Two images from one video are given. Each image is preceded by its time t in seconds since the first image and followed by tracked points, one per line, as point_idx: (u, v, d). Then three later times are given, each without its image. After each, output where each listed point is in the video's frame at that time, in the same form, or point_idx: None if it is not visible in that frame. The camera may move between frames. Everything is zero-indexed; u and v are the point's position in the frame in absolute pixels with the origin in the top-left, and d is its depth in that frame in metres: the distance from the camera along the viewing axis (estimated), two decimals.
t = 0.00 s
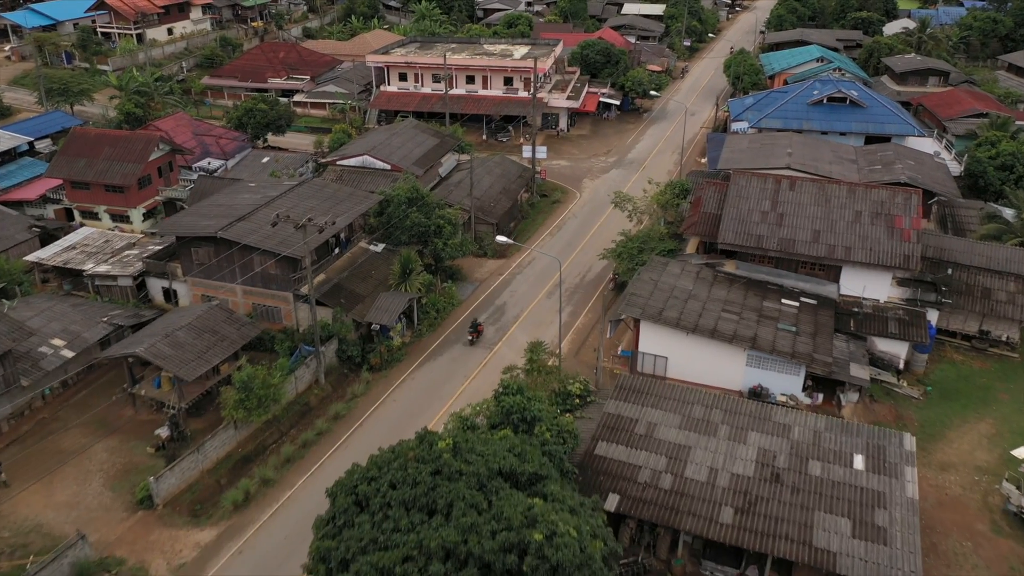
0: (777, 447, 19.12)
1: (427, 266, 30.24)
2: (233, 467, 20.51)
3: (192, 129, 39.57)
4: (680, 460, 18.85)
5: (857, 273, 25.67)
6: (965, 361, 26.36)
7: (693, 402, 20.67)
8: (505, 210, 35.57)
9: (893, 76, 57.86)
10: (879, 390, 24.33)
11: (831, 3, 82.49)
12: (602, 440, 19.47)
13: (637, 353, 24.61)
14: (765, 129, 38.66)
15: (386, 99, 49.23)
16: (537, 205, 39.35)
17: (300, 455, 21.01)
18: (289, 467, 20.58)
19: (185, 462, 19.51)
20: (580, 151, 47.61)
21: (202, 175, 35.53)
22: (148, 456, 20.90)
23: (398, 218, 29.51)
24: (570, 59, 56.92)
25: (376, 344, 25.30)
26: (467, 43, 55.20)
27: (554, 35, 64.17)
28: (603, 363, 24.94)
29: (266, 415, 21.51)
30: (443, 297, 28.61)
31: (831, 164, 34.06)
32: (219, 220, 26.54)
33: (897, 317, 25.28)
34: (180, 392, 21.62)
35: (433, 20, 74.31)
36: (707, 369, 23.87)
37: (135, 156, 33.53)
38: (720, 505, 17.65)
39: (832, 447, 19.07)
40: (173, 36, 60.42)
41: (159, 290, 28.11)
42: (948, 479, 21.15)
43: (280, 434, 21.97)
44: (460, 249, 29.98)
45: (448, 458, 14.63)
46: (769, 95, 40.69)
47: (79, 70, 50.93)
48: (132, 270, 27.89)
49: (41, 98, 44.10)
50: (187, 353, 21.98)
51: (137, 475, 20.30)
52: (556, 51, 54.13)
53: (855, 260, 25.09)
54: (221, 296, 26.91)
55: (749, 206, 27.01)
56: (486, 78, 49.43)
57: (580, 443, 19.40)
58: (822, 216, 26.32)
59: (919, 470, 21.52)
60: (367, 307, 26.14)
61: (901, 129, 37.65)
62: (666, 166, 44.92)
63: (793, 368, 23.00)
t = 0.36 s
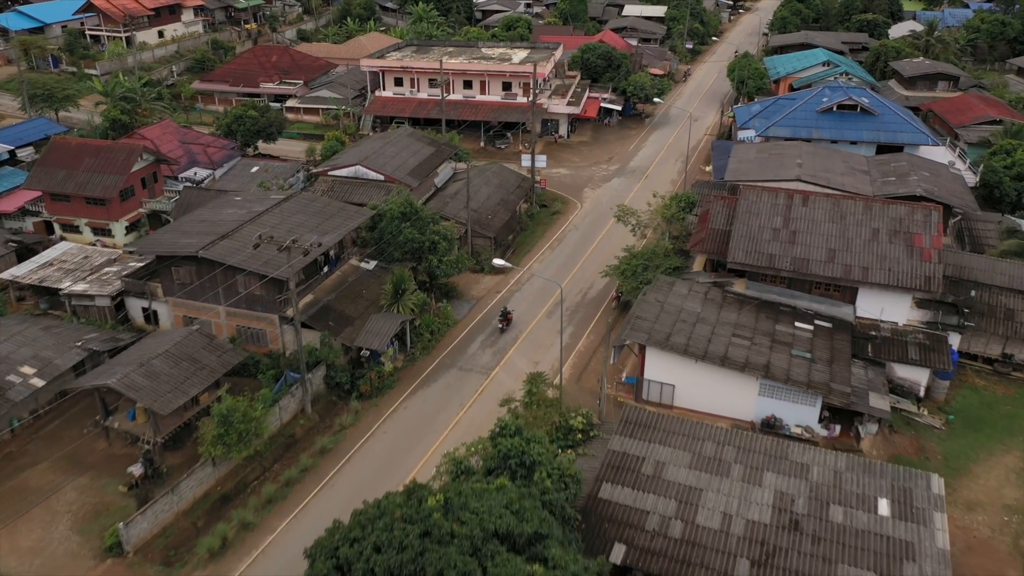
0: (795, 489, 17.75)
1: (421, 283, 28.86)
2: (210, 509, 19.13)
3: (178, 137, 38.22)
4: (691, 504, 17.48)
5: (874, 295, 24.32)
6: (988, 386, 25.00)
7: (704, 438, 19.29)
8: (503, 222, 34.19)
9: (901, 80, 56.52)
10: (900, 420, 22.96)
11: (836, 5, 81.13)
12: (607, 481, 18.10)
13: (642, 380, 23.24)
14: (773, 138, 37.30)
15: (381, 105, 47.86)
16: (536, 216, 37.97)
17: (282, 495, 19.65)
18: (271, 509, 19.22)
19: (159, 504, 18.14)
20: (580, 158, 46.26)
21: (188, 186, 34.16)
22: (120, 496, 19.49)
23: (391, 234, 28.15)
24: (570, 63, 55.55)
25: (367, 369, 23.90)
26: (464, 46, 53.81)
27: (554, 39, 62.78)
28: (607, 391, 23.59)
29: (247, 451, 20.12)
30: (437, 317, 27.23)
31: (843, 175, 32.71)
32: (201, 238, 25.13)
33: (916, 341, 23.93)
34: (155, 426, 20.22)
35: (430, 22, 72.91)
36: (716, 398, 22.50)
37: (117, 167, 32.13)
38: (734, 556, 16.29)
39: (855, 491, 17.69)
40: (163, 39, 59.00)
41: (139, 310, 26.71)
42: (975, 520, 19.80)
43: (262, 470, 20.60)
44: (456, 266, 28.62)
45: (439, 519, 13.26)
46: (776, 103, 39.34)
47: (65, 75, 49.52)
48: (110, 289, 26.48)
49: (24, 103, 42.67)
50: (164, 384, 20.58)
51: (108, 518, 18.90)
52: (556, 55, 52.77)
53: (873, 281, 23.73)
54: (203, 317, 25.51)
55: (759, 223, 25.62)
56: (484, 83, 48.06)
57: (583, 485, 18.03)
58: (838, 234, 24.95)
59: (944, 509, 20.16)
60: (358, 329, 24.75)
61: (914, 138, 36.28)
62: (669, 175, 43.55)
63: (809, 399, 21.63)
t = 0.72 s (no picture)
0: (817, 545, 16.18)
1: (411, 306, 27.31)
2: (178, 564, 17.55)
3: (159, 148, 36.73)
4: (703, 562, 15.90)
5: (893, 321, 22.83)
6: (1013, 417, 23.51)
7: (715, 486, 17.72)
8: (498, 237, 32.65)
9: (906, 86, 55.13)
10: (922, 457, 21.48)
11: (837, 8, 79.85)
12: (610, 536, 16.51)
13: (646, 415, 21.71)
14: (780, 148, 35.84)
15: (372, 112, 46.34)
16: (532, 230, 36.43)
17: (258, 547, 18.09)
18: (244, 563, 17.65)
19: (121, 562, 16.55)
20: (578, 167, 44.72)
21: (168, 200, 32.59)
22: (81, 549, 17.90)
23: (379, 254, 26.59)
24: (568, 68, 54.06)
25: (351, 403, 22.34)
26: (459, 51, 52.26)
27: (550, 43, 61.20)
28: (609, 426, 22.06)
29: (220, 498, 18.54)
30: (428, 342, 25.69)
31: (854, 189, 31.22)
32: (176, 261, 23.57)
33: (938, 371, 22.44)
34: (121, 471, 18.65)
35: (424, 25, 71.38)
36: (727, 435, 20.98)
37: (91, 182, 30.56)
38: None
39: (881, 546, 16.15)
40: (149, 43, 57.38)
41: (111, 337, 25.09)
42: (1008, 572, 18.29)
43: (237, 518, 19.02)
44: (448, 287, 27.07)
45: None
46: (782, 110, 37.88)
47: (45, 81, 47.89)
48: (80, 314, 24.87)
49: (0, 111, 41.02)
50: (130, 425, 19.00)
51: (66, 574, 17.32)
52: (553, 59, 51.26)
53: (893, 307, 22.25)
54: (179, 345, 23.93)
55: (770, 243, 24.12)
56: (479, 89, 46.52)
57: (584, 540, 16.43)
58: (854, 256, 23.48)
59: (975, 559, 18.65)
60: (342, 358, 23.19)
61: (927, 148, 34.81)
62: (670, 185, 42.03)
63: (827, 437, 20.14)
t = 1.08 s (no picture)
0: None
1: (399, 334, 25.58)
2: None
3: (135, 162, 35.10)
4: None
5: (917, 355, 21.18)
6: None
7: (729, 549, 15.98)
8: (492, 256, 30.96)
9: (911, 92, 53.58)
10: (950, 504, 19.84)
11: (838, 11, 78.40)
12: None
13: (652, 460, 20.04)
14: (787, 160, 34.18)
15: (361, 120, 44.62)
16: (527, 246, 34.73)
17: None
18: None
19: None
20: (576, 178, 43.03)
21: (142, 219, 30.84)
22: None
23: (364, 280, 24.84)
24: (564, 73, 52.38)
25: (332, 446, 20.60)
26: (452, 56, 50.58)
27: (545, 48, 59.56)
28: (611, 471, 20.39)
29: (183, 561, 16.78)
30: (415, 375, 23.95)
31: (867, 205, 29.58)
32: (143, 291, 21.80)
33: (965, 410, 20.80)
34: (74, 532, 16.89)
35: (416, 29, 69.74)
36: (740, 482, 19.32)
37: (59, 200, 28.85)
38: None
39: None
40: (131, 47, 55.51)
41: (74, 370, 23.33)
42: None
43: None
44: (437, 314, 25.35)
45: None
46: (788, 120, 36.22)
47: (21, 88, 46.04)
48: (40, 345, 23.12)
49: None
50: (85, 480, 17.24)
51: None
52: (549, 65, 49.58)
53: (916, 341, 20.65)
54: (147, 380, 22.21)
55: (783, 270, 22.48)
56: (472, 97, 44.83)
57: None
58: (873, 283, 21.85)
59: None
60: (322, 397, 21.44)
61: (941, 161, 33.20)
62: (671, 198, 40.38)
63: (849, 487, 18.49)
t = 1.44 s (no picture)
0: None
1: (378, 370, 23.71)
2: None
3: (98, 178, 33.12)
4: None
5: (940, 396, 19.49)
6: None
7: None
8: (478, 280, 29.12)
9: (909, 98, 52.16)
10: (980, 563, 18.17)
11: (830, 14, 77.14)
12: None
13: (654, 516, 18.28)
14: (788, 174, 32.52)
15: (341, 131, 42.70)
16: (516, 266, 32.91)
17: None
18: None
19: None
20: (566, 190, 41.23)
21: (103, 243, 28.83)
22: None
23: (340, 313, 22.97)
24: (552, 80, 50.60)
25: (303, 503, 18.69)
26: (436, 63, 48.71)
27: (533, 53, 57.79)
28: (610, 529, 18.63)
29: None
30: (396, 418, 22.09)
31: (876, 224, 27.93)
32: (94, 331, 19.82)
33: (993, 456, 19.11)
34: None
35: (400, 33, 67.85)
36: (751, 543, 17.58)
37: (11, 225, 26.87)
38: None
39: None
40: (102, 54, 53.32)
41: (21, 415, 21.34)
42: None
43: None
44: (419, 348, 23.49)
45: None
46: (789, 132, 34.58)
47: None
48: None
49: None
50: (19, 558, 15.26)
51: None
52: (537, 71, 47.78)
53: (940, 382, 18.97)
54: (101, 428, 20.29)
55: (793, 301, 20.78)
56: (457, 106, 42.98)
57: None
58: (891, 317, 20.18)
59: None
60: (292, 446, 19.52)
61: (950, 175, 31.61)
62: (665, 212, 38.66)
63: (873, 550, 16.77)
